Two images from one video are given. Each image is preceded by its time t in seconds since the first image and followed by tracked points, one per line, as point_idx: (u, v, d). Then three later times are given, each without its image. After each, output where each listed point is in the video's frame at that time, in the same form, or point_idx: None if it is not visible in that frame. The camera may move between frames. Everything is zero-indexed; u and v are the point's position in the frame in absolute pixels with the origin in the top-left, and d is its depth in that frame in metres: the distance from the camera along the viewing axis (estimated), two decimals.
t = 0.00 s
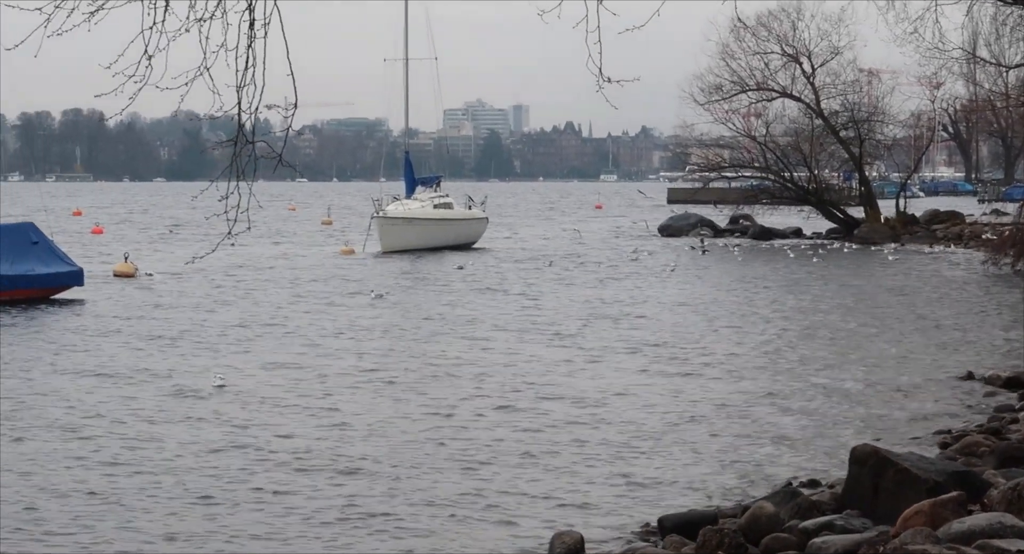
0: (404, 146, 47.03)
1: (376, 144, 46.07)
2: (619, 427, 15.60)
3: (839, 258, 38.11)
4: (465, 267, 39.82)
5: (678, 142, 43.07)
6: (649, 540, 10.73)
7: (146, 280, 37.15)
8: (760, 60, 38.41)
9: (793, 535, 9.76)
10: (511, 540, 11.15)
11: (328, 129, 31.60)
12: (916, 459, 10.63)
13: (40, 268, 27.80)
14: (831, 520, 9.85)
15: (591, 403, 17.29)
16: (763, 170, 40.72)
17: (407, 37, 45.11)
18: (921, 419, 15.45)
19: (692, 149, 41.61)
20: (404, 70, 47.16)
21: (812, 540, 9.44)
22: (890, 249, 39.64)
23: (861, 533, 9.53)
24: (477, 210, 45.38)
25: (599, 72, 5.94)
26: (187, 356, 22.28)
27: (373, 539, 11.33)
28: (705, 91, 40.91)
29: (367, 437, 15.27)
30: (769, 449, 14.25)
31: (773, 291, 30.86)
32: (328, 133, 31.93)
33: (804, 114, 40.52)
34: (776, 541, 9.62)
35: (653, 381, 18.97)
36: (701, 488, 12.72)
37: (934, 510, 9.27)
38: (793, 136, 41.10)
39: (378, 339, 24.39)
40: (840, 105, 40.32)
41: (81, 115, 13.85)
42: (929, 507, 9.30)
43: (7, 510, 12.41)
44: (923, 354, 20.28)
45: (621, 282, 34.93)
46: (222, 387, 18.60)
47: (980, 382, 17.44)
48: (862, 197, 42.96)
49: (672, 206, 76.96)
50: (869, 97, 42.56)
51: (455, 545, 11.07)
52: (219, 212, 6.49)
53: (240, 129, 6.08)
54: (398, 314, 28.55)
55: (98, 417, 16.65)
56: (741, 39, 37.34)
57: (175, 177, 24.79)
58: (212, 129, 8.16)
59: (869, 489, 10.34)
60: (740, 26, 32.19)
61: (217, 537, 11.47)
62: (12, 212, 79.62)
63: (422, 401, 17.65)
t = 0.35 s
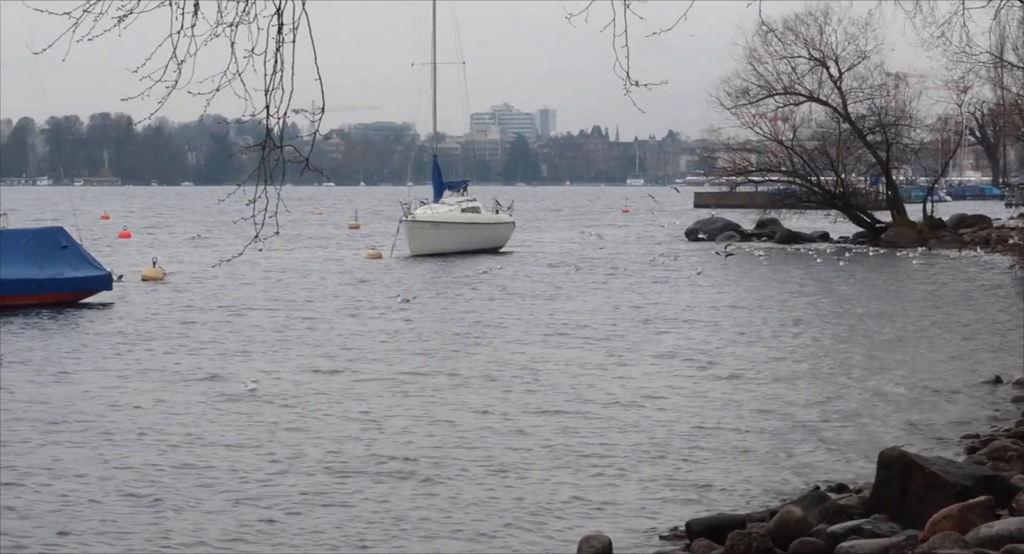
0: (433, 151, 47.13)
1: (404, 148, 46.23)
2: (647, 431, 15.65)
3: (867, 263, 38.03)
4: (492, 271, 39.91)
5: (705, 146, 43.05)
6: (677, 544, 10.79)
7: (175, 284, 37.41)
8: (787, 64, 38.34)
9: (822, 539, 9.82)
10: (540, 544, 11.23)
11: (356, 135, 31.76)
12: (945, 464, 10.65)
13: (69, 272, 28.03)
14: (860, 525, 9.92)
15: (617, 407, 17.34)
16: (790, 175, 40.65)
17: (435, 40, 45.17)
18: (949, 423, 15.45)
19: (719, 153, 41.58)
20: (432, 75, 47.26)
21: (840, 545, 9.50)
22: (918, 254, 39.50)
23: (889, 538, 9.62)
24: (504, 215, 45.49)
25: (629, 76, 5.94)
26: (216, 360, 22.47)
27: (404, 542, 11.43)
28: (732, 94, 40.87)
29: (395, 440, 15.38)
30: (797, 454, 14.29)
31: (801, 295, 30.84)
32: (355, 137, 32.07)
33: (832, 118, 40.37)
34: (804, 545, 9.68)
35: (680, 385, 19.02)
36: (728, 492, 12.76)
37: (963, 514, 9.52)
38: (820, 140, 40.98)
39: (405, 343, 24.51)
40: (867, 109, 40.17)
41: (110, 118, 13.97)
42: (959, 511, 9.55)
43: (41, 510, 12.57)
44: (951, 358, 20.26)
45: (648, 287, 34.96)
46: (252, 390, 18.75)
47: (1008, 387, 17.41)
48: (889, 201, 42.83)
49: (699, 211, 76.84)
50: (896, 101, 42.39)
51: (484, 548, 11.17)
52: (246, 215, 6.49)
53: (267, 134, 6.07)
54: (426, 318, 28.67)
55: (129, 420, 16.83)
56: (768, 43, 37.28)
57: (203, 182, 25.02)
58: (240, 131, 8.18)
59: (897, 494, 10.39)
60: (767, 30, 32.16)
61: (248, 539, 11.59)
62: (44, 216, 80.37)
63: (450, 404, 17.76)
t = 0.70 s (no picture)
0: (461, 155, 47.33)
1: (433, 152, 46.44)
2: (676, 435, 15.76)
3: (895, 266, 37.97)
4: (521, 275, 40.06)
5: (733, 150, 43.06)
6: (707, 547, 10.93)
7: (206, 288, 37.71)
8: (816, 68, 38.30)
9: (852, 543, 9.94)
10: (571, 547, 11.37)
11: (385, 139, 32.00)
12: (974, 468, 10.75)
13: (100, 276, 28.37)
14: (889, 528, 10.04)
15: (647, 410, 17.45)
16: (819, 179, 40.63)
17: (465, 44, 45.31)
18: (977, 427, 15.51)
19: (748, 157, 41.58)
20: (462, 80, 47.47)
21: (869, 548, 9.62)
22: (946, 258, 39.40)
23: (918, 541, 9.73)
24: (533, 219, 45.61)
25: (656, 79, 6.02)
26: (249, 363, 22.72)
27: (438, 543, 11.60)
28: (760, 98, 40.85)
29: (426, 443, 15.55)
30: (826, 458, 14.38)
31: (829, 299, 30.86)
32: (384, 141, 32.32)
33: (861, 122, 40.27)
34: (834, 549, 9.80)
35: (709, 389, 19.12)
36: (759, 497, 12.87)
37: (992, 519, 9.58)
38: (849, 144, 40.89)
39: (435, 346, 24.70)
40: (897, 113, 40.01)
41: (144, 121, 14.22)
42: (988, 515, 9.61)
43: (81, 510, 12.80)
44: (980, 362, 20.27)
45: (676, 291, 35.03)
46: (285, 392, 18.95)
47: None
48: (918, 205, 42.70)
49: (728, 215, 76.74)
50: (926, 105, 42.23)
51: (517, 549, 11.33)
52: (273, 218, 6.59)
53: (295, 138, 6.18)
54: (456, 321, 28.85)
55: (165, 422, 17.05)
56: (797, 47, 37.25)
57: (233, 185, 25.30)
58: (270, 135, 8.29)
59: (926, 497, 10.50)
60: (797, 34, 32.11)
61: (284, 539, 11.78)
62: (76, 219, 81.06)
63: (480, 407, 17.93)
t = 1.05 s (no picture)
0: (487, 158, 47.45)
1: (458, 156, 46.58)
2: (702, 437, 15.85)
3: (921, 270, 37.91)
4: (547, 278, 40.17)
5: (759, 153, 43.04)
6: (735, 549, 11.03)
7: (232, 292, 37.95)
8: (842, 71, 38.21)
9: (881, 545, 10.06)
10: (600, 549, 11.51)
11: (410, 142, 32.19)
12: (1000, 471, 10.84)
13: (126, 279, 28.58)
14: (917, 531, 10.17)
15: (672, 413, 17.54)
16: (845, 182, 40.63)
17: (492, 48, 45.42)
18: (1004, 430, 15.56)
19: (774, 160, 41.59)
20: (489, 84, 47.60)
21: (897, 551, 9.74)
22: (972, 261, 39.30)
23: (945, 544, 9.84)
24: (559, 222, 45.69)
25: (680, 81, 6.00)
26: (278, 365, 22.91)
27: (468, 546, 11.71)
28: (786, 101, 40.80)
29: (454, 445, 15.70)
30: (852, 460, 14.47)
31: (854, 302, 30.88)
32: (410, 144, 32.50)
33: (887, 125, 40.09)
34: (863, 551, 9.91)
35: (735, 391, 19.19)
36: (786, 502, 12.94)
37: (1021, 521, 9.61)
38: (875, 147, 40.76)
39: (462, 349, 24.85)
40: (923, 116, 39.83)
41: (171, 124, 14.40)
42: (1016, 518, 9.64)
43: (115, 513, 12.96)
44: (1007, 365, 20.28)
45: (701, 294, 35.08)
46: (314, 394, 19.12)
47: None
48: (944, 208, 42.55)
49: (753, 218, 76.64)
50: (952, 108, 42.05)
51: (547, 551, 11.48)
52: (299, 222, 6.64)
53: (322, 139, 6.25)
54: (482, 324, 29.00)
55: (196, 425, 17.22)
56: (823, 50, 37.18)
57: (258, 189, 25.52)
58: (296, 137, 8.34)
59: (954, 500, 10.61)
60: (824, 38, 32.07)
61: (317, 539, 11.96)
62: (103, 223, 81.61)
63: (507, 410, 18.06)
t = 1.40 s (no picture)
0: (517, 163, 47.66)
1: (488, 161, 46.78)
2: (731, 441, 15.97)
3: (951, 274, 37.82)
4: (576, 282, 40.31)
5: (789, 157, 43.06)
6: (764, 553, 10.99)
7: (263, 295, 38.27)
8: (872, 75, 38.13)
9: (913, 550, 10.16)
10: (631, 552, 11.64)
11: (440, 147, 32.36)
12: None
13: (157, 284, 28.87)
14: (947, 535, 10.31)
15: (700, 416, 17.67)
16: (874, 186, 40.78)
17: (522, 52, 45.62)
18: None
19: (804, 164, 41.67)
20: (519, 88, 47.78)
21: None
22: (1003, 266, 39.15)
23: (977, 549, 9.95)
24: (588, 226, 45.79)
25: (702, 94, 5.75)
26: (309, 369, 23.15)
27: (501, 548, 11.87)
28: (816, 105, 40.79)
29: (484, 448, 15.86)
30: (882, 465, 14.54)
31: (885, 306, 30.86)
32: (441, 148, 32.69)
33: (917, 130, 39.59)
34: None
35: (764, 395, 19.28)
36: (814, 508, 12.95)
37: None
38: (905, 151, 40.63)
39: (491, 353, 25.05)
40: (953, 121, 39.50)
41: (199, 127, 14.57)
42: None
43: (146, 515, 13.12)
44: None
45: (730, 298, 35.13)
46: (344, 397, 19.27)
47: None
48: (975, 212, 42.37)
49: (783, 222, 76.47)
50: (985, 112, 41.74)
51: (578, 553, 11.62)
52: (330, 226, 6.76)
53: (352, 147, 6.35)
54: (512, 328, 29.17)
55: (227, 429, 17.40)
56: (853, 53, 37.10)
57: (289, 193, 25.73)
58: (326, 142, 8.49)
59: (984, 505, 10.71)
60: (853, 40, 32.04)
61: (352, 540, 12.16)
62: (136, 227, 82.27)
63: (537, 413, 18.23)
